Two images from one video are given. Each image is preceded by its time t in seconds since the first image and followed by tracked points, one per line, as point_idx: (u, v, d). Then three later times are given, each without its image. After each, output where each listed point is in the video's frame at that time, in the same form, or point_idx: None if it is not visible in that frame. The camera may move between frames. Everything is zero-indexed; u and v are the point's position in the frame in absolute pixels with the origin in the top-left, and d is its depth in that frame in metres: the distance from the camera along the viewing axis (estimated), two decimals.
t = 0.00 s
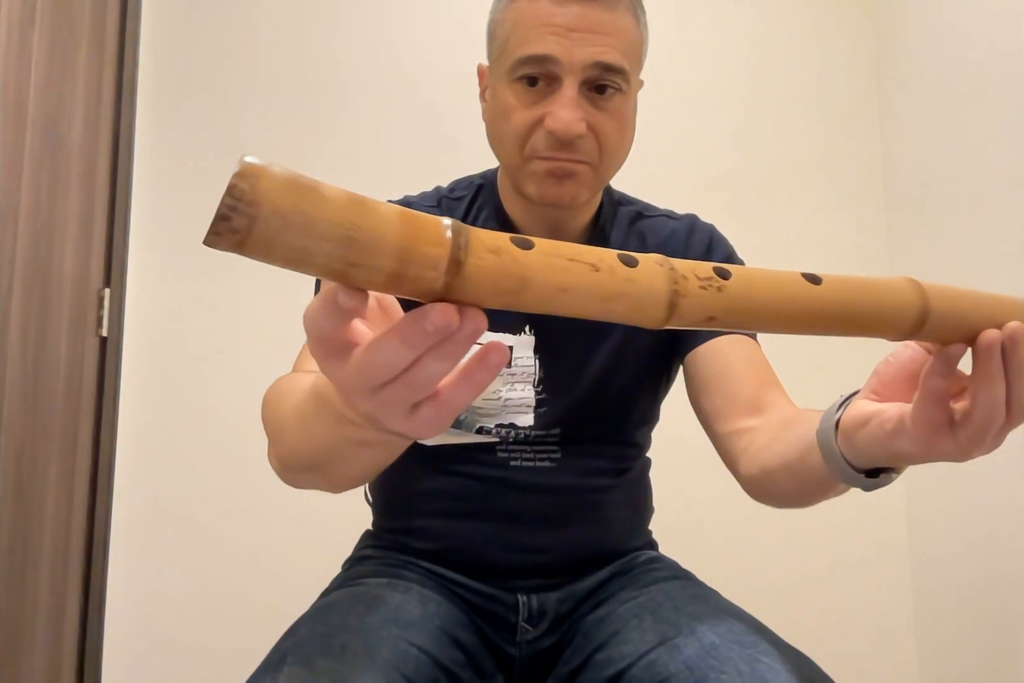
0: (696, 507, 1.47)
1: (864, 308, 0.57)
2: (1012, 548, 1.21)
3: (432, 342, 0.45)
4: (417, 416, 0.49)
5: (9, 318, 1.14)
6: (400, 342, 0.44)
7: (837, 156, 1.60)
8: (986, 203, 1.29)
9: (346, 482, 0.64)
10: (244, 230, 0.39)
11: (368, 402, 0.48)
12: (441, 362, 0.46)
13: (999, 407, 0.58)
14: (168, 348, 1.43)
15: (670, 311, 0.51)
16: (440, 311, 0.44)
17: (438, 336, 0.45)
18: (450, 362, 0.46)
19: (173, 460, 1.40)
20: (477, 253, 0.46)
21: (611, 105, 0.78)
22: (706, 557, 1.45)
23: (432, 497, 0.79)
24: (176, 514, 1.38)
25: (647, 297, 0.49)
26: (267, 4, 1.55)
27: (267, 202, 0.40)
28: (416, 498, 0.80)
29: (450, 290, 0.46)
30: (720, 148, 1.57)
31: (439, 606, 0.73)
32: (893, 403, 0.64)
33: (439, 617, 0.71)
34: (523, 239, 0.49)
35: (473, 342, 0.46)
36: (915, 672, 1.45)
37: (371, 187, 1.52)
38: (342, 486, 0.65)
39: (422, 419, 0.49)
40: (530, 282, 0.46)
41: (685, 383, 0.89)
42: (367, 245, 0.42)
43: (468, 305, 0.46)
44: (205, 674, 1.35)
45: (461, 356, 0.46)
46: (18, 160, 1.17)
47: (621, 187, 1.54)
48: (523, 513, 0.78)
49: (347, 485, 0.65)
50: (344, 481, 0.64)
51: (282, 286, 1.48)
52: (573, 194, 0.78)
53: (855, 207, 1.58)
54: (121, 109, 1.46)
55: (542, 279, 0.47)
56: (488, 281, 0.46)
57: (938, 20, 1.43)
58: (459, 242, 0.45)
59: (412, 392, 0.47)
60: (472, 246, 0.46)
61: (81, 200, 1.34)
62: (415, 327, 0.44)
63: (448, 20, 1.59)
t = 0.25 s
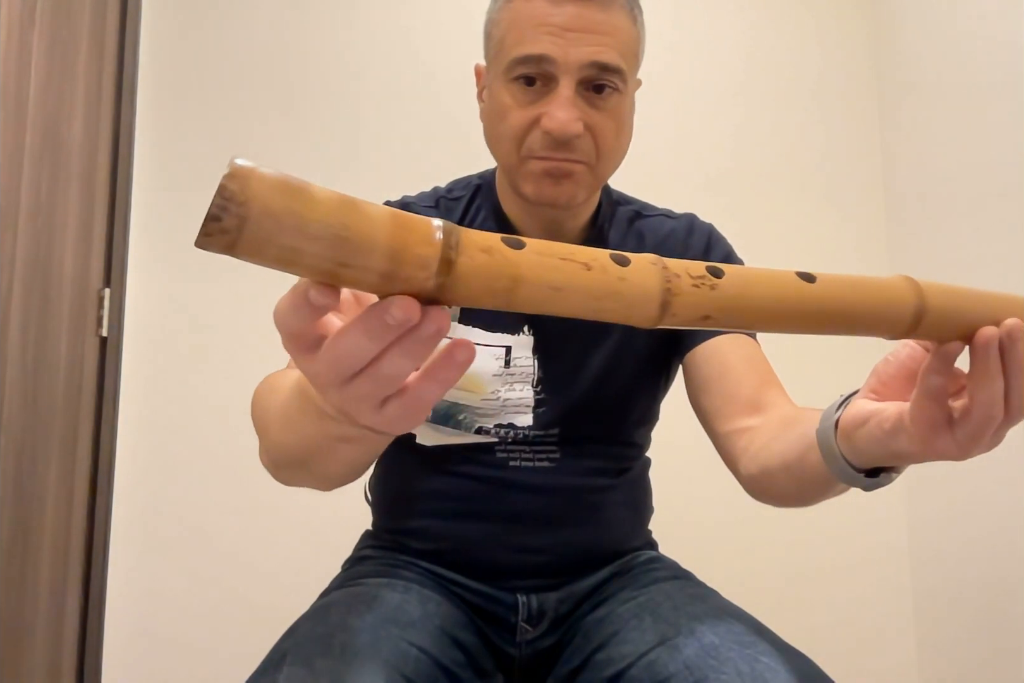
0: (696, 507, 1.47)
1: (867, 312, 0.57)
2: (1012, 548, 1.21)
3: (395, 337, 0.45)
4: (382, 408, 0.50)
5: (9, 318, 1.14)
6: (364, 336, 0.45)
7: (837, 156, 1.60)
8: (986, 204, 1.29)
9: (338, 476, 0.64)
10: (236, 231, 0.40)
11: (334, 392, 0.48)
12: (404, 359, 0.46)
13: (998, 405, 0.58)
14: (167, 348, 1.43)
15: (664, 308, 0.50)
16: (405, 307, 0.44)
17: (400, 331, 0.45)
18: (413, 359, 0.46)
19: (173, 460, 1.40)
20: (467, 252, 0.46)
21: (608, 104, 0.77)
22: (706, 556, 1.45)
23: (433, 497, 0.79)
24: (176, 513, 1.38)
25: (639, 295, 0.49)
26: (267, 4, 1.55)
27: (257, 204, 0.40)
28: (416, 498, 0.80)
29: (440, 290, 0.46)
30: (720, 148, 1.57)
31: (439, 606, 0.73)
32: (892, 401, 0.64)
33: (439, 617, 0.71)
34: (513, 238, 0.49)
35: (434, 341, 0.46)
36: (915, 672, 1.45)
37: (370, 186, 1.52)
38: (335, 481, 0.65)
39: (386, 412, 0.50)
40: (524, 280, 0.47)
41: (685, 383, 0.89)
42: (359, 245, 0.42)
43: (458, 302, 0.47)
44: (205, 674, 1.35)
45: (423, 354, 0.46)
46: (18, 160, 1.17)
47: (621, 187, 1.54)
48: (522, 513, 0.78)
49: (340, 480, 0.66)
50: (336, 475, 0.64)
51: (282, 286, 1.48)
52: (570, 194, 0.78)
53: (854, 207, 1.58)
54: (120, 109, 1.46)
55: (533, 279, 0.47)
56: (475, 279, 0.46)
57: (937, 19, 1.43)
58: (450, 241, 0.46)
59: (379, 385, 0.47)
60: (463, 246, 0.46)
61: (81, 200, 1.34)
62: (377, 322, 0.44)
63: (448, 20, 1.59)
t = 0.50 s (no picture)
0: (696, 506, 1.47)
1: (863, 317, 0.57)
2: (1012, 548, 1.21)
3: (343, 334, 0.44)
4: (339, 408, 0.49)
5: (9, 317, 1.14)
6: (312, 333, 0.44)
7: (837, 156, 1.60)
8: (985, 204, 1.29)
9: (331, 470, 0.65)
10: (227, 237, 0.40)
11: (288, 393, 0.47)
12: (353, 356, 0.45)
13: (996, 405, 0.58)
14: (167, 348, 1.43)
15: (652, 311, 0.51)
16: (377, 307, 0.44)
17: (348, 328, 0.44)
18: (363, 357, 0.46)
19: (173, 460, 1.40)
20: (455, 257, 0.47)
21: (607, 104, 0.77)
22: (706, 556, 1.45)
23: (433, 497, 0.79)
24: (176, 513, 1.38)
25: (627, 301, 0.50)
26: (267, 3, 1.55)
27: (244, 211, 0.40)
28: (416, 498, 0.80)
29: (432, 295, 0.46)
30: (720, 148, 1.57)
31: (439, 606, 0.73)
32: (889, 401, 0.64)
33: (439, 617, 0.71)
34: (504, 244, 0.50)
35: (383, 338, 0.45)
36: (915, 672, 1.45)
37: (370, 186, 1.52)
38: (329, 475, 0.66)
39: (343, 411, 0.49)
40: (511, 286, 0.47)
41: (685, 383, 0.89)
42: (347, 251, 0.43)
43: (450, 308, 0.48)
44: (205, 674, 1.35)
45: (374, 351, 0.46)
46: (18, 159, 1.17)
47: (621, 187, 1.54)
48: (522, 513, 0.78)
49: (333, 474, 0.66)
50: (329, 470, 0.65)
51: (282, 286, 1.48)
52: (569, 194, 0.78)
53: (854, 207, 1.58)
54: (120, 109, 1.45)
55: (523, 284, 0.48)
56: (464, 283, 0.47)
57: (937, 19, 1.43)
58: (436, 247, 0.46)
59: (332, 384, 0.47)
60: (451, 252, 0.47)
61: (81, 199, 1.34)
62: (324, 318, 0.43)
63: (448, 20, 1.59)
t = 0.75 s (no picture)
0: (695, 506, 1.46)
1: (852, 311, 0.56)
2: (1012, 548, 1.21)
3: (308, 329, 0.44)
4: (299, 407, 0.49)
5: (9, 317, 1.14)
6: (276, 328, 0.44)
7: (836, 157, 1.60)
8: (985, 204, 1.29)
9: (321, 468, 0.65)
10: (207, 240, 0.41)
11: (245, 391, 0.47)
12: (318, 352, 0.45)
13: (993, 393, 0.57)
14: (167, 348, 1.43)
15: (632, 304, 0.50)
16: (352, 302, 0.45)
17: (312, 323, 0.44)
18: (327, 352, 0.46)
19: (173, 460, 1.40)
20: (430, 256, 0.46)
21: (606, 103, 0.77)
22: (705, 556, 1.45)
23: (432, 497, 0.80)
24: (175, 513, 1.38)
25: (605, 298, 0.49)
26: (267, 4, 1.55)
27: (222, 217, 0.41)
28: (416, 498, 0.80)
29: (408, 294, 0.46)
30: (720, 148, 1.57)
31: (440, 606, 0.73)
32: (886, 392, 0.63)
33: (439, 617, 0.71)
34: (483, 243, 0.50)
35: (349, 334, 0.45)
36: (915, 673, 1.45)
37: (370, 187, 1.52)
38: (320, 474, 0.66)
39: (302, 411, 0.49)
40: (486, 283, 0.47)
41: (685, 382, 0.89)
42: (326, 254, 0.44)
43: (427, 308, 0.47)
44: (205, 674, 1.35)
45: (338, 347, 0.46)
46: (18, 159, 1.17)
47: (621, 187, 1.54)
48: (522, 514, 0.78)
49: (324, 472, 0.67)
50: (319, 468, 0.65)
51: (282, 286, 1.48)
52: (569, 194, 0.78)
53: (854, 208, 1.58)
54: (121, 109, 1.46)
55: (499, 280, 0.47)
56: (438, 282, 0.46)
57: (938, 19, 1.43)
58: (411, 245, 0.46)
59: (291, 383, 0.47)
60: (427, 251, 0.47)
61: (81, 200, 1.34)
62: (288, 313, 0.43)
63: (447, 21, 1.59)
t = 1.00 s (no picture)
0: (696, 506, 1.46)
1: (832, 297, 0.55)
2: (1012, 549, 1.21)
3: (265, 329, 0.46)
4: (253, 408, 0.50)
5: (9, 317, 1.14)
6: (232, 330, 0.45)
7: (837, 157, 1.59)
8: (986, 204, 1.29)
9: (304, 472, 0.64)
10: (153, 246, 0.43)
11: (197, 396, 0.48)
12: (274, 353, 0.47)
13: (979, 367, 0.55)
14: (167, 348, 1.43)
15: (588, 292, 0.51)
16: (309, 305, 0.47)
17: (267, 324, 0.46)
18: (281, 354, 0.47)
19: (173, 459, 1.40)
20: (381, 252, 0.49)
21: (602, 103, 0.77)
22: (705, 556, 1.45)
23: (432, 497, 0.80)
24: (175, 513, 1.39)
25: (556, 287, 0.51)
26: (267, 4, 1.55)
27: (172, 226, 0.43)
28: (415, 498, 0.80)
29: (359, 289, 0.48)
30: (721, 148, 1.57)
31: (440, 606, 0.73)
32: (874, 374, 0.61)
33: (438, 617, 0.71)
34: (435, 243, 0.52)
35: (304, 335, 0.47)
36: (916, 673, 1.44)
37: (371, 188, 1.52)
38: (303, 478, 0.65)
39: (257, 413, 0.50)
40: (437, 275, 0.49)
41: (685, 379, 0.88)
42: (274, 258, 0.46)
43: (381, 305, 0.49)
44: (205, 675, 1.35)
45: (293, 349, 0.47)
46: (18, 159, 1.17)
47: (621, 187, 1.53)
48: (521, 514, 0.78)
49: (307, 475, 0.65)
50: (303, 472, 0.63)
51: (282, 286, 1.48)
52: (566, 193, 0.78)
53: (855, 207, 1.58)
54: (121, 108, 1.45)
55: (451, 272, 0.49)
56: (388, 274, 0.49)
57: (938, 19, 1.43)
58: (361, 242, 0.49)
59: (246, 384, 0.48)
60: (376, 252, 0.49)
61: (82, 200, 1.34)
62: (243, 314, 0.45)
63: (448, 20, 1.58)
